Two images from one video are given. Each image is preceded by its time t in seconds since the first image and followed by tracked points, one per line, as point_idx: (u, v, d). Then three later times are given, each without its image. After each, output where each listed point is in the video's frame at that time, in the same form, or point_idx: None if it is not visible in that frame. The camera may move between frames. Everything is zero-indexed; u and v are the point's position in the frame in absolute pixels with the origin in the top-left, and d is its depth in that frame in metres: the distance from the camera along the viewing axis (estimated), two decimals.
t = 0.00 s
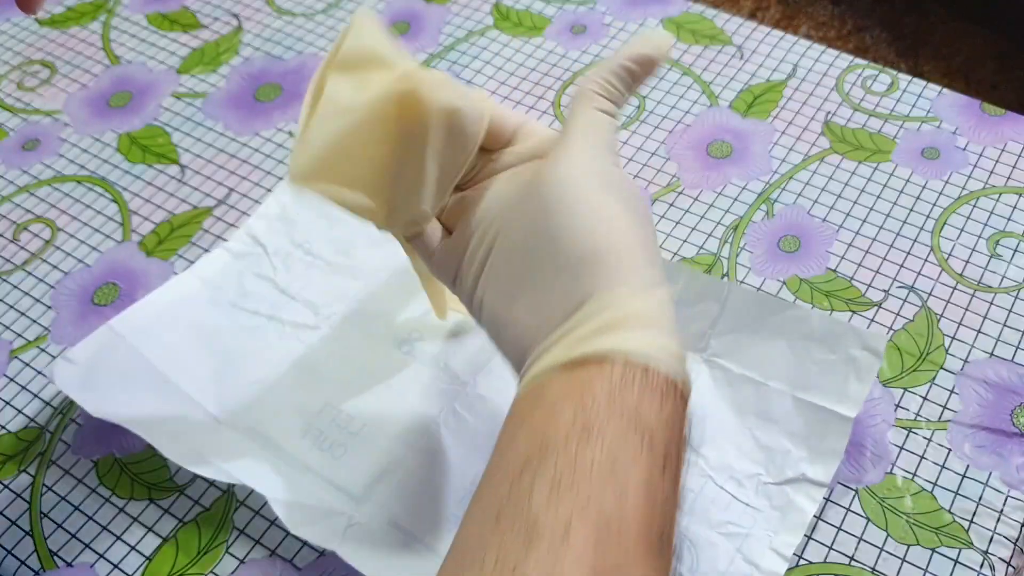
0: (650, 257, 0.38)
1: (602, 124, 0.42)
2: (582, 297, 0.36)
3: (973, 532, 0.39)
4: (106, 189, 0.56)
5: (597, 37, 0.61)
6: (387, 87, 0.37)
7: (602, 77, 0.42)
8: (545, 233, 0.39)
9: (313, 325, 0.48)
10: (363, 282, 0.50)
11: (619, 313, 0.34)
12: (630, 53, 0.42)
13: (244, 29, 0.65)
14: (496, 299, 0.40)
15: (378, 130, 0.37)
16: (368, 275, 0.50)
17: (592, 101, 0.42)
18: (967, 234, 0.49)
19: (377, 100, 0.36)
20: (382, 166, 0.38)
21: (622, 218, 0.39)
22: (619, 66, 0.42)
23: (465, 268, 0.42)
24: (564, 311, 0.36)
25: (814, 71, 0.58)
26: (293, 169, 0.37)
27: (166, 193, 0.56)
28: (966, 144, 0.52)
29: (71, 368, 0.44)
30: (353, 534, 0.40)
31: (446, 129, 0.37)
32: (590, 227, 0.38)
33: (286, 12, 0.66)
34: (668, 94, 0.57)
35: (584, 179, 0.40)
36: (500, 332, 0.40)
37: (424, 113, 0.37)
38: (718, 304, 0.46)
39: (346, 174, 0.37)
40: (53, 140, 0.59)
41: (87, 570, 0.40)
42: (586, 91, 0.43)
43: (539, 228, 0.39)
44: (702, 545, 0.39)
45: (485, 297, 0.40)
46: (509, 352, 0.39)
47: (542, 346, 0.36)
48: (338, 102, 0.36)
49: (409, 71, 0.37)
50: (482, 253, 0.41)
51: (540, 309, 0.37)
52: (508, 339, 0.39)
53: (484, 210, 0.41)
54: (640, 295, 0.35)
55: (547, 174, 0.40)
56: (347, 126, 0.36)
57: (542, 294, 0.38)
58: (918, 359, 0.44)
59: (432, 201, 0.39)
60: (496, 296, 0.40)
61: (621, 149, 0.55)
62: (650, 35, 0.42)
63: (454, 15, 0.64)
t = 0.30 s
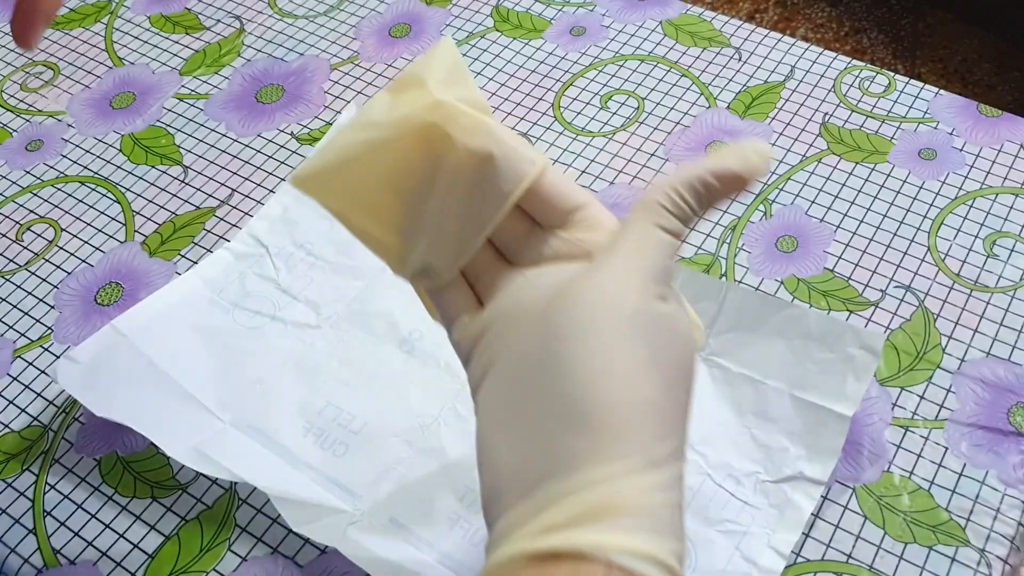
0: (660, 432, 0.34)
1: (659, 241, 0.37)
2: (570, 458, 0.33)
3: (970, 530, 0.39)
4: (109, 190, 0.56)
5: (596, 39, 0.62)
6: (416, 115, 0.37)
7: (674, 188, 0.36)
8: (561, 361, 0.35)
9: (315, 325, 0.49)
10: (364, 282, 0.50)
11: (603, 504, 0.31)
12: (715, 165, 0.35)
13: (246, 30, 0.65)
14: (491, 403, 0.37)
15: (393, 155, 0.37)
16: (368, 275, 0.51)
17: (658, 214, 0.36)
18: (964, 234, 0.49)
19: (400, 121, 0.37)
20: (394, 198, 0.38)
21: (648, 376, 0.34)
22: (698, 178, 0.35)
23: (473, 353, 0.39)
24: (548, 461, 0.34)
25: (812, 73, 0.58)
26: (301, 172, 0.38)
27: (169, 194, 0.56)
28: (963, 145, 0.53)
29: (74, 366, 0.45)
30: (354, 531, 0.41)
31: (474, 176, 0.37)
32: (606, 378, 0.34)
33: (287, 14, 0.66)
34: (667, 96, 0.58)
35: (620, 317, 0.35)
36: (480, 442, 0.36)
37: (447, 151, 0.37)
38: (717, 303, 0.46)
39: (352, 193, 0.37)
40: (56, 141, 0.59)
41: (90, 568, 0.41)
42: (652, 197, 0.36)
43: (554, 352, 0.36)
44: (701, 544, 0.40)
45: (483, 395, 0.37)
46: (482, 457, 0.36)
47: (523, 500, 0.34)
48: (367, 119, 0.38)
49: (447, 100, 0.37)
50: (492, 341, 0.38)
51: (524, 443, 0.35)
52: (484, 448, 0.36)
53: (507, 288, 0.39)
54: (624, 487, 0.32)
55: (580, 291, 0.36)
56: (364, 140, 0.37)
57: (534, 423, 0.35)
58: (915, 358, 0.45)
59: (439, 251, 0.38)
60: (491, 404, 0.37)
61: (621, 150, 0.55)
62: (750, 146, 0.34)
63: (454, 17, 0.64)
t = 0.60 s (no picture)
0: (693, 497, 0.35)
1: (706, 298, 0.36)
2: (604, 522, 0.34)
3: (974, 532, 0.39)
4: (106, 189, 0.56)
5: (596, 37, 0.61)
6: (447, 129, 0.34)
7: (730, 247, 0.34)
8: (597, 417, 0.35)
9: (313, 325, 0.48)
10: (362, 281, 0.50)
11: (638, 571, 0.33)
12: (778, 230, 0.32)
13: (244, 29, 0.65)
14: (521, 445, 0.37)
15: (419, 173, 0.35)
16: (367, 274, 0.50)
17: (708, 270, 0.35)
18: (967, 234, 0.49)
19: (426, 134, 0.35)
20: (418, 217, 0.36)
21: (683, 438, 0.35)
22: (759, 242, 0.33)
23: (501, 386, 0.38)
24: (581, 519, 0.35)
25: (814, 71, 0.58)
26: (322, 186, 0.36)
27: (166, 193, 0.56)
28: (966, 144, 0.52)
29: (72, 366, 0.44)
30: (353, 533, 0.40)
31: (513, 201, 0.35)
32: (643, 444, 0.34)
33: (286, 12, 0.66)
34: (668, 94, 0.57)
35: (657, 377, 0.35)
36: (507, 480, 0.37)
37: (480, 169, 0.34)
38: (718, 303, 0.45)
39: (373, 211, 0.35)
40: (53, 140, 0.59)
41: (86, 571, 0.40)
42: (705, 252, 0.35)
43: (590, 407, 0.36)
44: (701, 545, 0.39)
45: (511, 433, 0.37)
46: (512, 496, 0.37)
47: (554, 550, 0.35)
48: (387, 131, 0.36)
49: (477, 116, 0.35)
50: (522, 378, 0.38)
51: (557, 494, 0.35)
52: (513, 488, 0.37)
53: (535, 315, 0.38)
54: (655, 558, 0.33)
55: (617, 342, 0.36)
56: (388, 154, 0.35)
57: (568, 475, 0.35)
58: (917, 359, 0.44)
59: (470, 273, 0.36)
60: (521, 445, 0.37)
61: (621, 149, 0.55)
62: (818, 215, 0.32)
63: (454, 15, 0.64)
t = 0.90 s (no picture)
0: (721, 521, 0.34)
1: (737, 322, 0.35)
2: (630, 540, 0.34)
3: (974, 532, 0.39)
4: (106, 189, 0.56)
5: (596, 37, 0.61)
6: (482, 151, 0.36)
7: (759, 273, 0.34)
8: (626, 436, 0.35)
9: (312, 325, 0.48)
10: (362, 281, 0.50)
11: None
12: (805, 256, 0.33)
13: (244, 29, 0.65)
14: (555, 462, 0.37)
15: (454, 193, 0.36)
16: (367, 274, 0.50)
17: (738, 295, 0.35)
18: (968, 234, 0.49)
19: (460, 159, 0.36)
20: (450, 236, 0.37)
21: (711, 461, 0.34)
22: (787, 267, 0.33)
23: (534, 402, 0.39)
24: (607, 538, 0.35)
25: (814, 71, 0.58)
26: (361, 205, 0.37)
27: (166, 193, 0.56)
28: (966, 144, 0.52)
29: (72, 366, 0.44)
30: (353, 533, 0.40)
31: (544, 215, 0.36)
32: (669, 463, 0.34)
33: (286, 12, 0.66)
34: (668, 94, 0.57)
35: (689, 401, 0.35)
36: (539, 497, 0.38)
37: (515, 189, 0.36)
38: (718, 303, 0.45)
39: (407, 230, 0.37)
40: (52, 140, 0.59)
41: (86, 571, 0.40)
42: (733, 277, 0.35)
43: (621, 427, 0.36)
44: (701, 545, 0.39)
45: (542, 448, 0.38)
46: (544, 510, 0.37)
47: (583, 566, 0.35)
48: (421, 157, 0.37)
49: (514, 138, 0.36)
50: (555, 397, 0.38)
51: (587, 513, 0.36)
52: (545, 505, 0.37)
53: (568, 334, 0.39)
54: None
55: (649, 362, 0.36)
56: (425, 175, 0.36)
57: (598, 493, 0.36)
58: (918, 359, 0.44)
59: (504, 293, 0.37)
60: (553, 462, 0.37)
61: (621, 149, 0.55)
62: (842, 238, 0.32)
63: (454, 15, 0.64)
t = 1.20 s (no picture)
0: (723, 520, 0.34)
1: (732, 323, 0.35)
2: (636, 542, 0.34)
3: (974, 532, 0.39)
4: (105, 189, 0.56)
5: (596, 37, 0.61)
6: (471, 166, 0.36)
7: (755, 273, 0.35)
8: (625, 440, 0.35)
9: (312, 325, 0.48)
10: (362, 281, 0.50)
11: None
12: (798, 255, 0.34)
13: (243, 29, 0.65)
14: (558, 466, 0.37)
15: (445, 208, 0.36)
16: (367, 274, 0.50)
17: (732, 296, 0.35)
18: (967, 234, 0.49)
19: (449, 173, 0.36)
20: (444, 251, 0.37)
21: (711, 461, 0.34)
22: (781, 267, 0.34)
23: (538, 408, 0.39)
24: (611, 542, 0.35)
25: (814, 71, 0.58)
26: (355, 225, 0.37)
27: (166, 193, 0.56)
28: (966, 144, 0.52)
29: (72, 366, 0.44)
30: (352, 533, 0.40)
31: (536, 224, 0.36)
32: (670, 465, 0.34)
33: (286, 12, 0.66)
34: (668, 94, 0.57)
35: (686, 400, 0.35)
36: (543, 502, 0.38)
37: (506, 201, 0.36)
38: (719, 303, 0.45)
39: (401, 248, 0.37)
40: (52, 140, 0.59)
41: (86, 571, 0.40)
42: (727, 278, 0.35)
43: (621, 430, 0.36)
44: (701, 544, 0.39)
45: (544, 453, 0.38)
46: (548, 515, 0.37)
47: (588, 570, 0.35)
48: (410, 172, 0.37)
49: (502, 151, 0.36)
50: (557, 403, 0.38)
51: (590, 517, 0.36)
52: (548, 510, 0.37)
53: (567, 341, 0.39)
54: None
55: (646, 365, 0.36)
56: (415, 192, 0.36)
57: (600, 497, 0.36)
58: (918, 359, 0.44)
59: (501, 305, 0.38)
60: (556, 468, 0.38)
61: (621, 149, 0.55)
62: (836, 237, 0.33)
63: (454, 15, 0.64)
